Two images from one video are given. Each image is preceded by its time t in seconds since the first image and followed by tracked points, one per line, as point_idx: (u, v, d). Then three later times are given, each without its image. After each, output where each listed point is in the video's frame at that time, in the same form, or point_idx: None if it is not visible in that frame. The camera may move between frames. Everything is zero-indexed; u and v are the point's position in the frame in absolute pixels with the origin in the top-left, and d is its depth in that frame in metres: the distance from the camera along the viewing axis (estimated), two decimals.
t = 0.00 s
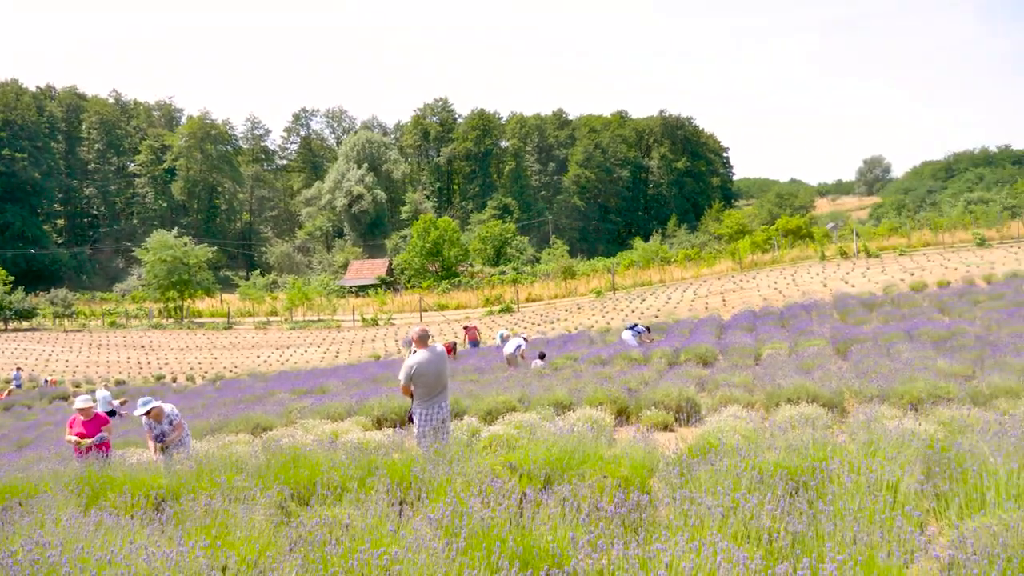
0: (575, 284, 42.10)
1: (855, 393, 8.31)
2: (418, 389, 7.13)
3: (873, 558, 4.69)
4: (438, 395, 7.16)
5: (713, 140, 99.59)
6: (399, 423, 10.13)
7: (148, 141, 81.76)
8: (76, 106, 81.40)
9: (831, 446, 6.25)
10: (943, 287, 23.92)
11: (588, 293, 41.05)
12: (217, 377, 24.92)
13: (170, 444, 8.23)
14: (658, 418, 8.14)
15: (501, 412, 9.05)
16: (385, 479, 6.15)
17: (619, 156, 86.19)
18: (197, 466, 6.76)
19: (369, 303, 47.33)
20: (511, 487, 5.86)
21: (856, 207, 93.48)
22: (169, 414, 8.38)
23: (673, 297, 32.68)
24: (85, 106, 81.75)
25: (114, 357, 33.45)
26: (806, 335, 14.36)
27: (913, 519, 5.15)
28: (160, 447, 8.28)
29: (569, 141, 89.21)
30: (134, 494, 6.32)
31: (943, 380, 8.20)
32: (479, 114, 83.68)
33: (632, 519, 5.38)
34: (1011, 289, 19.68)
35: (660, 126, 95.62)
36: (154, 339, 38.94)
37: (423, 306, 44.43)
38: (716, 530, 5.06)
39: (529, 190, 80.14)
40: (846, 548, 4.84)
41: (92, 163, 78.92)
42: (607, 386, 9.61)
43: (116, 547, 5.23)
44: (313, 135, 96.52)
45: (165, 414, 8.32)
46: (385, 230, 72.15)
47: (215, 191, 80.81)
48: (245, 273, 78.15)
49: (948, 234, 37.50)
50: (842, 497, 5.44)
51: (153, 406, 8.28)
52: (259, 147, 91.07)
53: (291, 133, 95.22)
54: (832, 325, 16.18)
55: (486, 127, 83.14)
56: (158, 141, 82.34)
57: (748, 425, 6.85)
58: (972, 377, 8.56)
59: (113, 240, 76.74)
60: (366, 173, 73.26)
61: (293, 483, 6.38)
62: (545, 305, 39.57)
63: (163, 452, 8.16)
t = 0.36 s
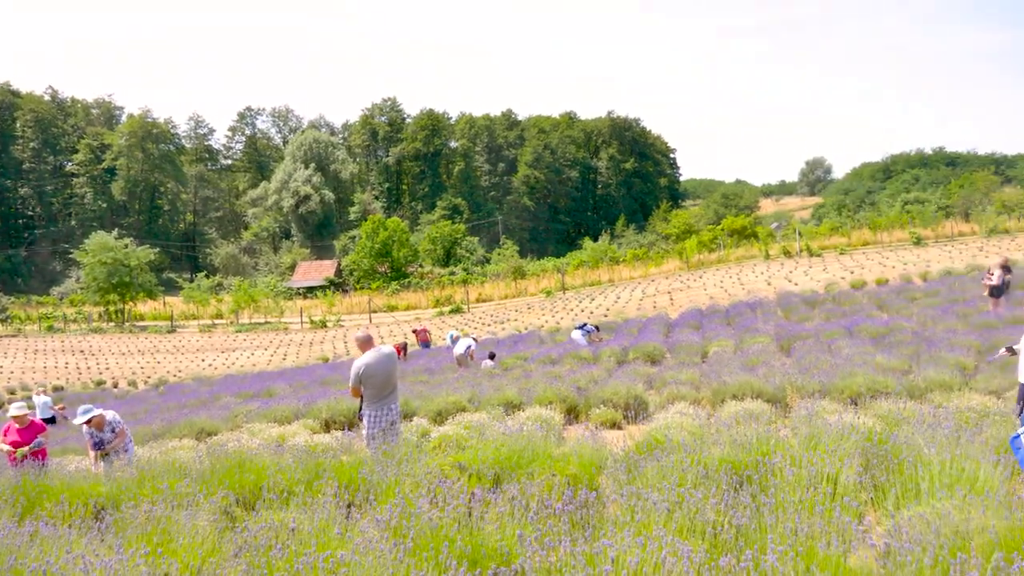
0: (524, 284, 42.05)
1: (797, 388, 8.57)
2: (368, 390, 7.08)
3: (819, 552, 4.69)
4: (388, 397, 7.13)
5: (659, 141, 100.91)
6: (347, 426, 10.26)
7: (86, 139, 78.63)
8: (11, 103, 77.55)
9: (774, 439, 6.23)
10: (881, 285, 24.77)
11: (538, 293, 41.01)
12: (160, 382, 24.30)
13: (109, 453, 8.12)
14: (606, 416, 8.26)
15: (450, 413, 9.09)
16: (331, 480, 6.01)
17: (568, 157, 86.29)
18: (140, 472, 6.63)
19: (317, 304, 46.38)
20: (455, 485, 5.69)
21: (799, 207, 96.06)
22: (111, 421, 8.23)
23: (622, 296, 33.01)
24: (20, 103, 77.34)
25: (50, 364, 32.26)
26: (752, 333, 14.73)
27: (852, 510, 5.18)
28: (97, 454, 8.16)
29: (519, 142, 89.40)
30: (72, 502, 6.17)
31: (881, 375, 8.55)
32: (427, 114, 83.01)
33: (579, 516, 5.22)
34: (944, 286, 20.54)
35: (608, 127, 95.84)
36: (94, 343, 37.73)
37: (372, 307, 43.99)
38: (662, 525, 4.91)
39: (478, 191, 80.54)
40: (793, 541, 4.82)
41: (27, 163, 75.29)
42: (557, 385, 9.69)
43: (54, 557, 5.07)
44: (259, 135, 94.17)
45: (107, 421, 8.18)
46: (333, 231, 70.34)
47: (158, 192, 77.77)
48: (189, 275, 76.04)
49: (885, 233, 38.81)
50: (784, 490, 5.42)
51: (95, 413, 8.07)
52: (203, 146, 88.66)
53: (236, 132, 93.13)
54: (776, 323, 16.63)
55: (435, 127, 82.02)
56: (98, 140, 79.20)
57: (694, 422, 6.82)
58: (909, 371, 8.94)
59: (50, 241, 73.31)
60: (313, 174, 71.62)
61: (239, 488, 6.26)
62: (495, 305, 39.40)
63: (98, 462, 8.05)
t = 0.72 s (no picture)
0: (473, 284, 41.79)
1: (740, 384, 8.75)
2: (314, 393, 7.00)
3: (761, 545, 4.74)
4: (335, 399, 7.06)
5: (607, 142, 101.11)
6: (293, 429, 10.36)
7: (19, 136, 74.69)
8: None
9: (716, 436, 6.29)
10: (823, 283, 25.50)
11: (487, 294, 40.82)
12: (98, 389, 23.48)
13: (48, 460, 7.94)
14: (554, 415, 8.35)
15: (399, 414, 9.08)
16: (272, 484, 5.87)
17: (516, 157, 84.44)
18: (77, 481, 6.40)
19: (263, 307, 45.18)
20: (399, 486, 5.59)
21: (743, 206, 97.83)
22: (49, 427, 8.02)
23: (571, 296, 33.21)
24: None
25: None
26: (697, 331, 15.04)
27: (790, 503, 5.27)
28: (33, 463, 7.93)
29: (468, 142, 87.41)
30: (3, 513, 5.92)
31: (820, 370, 8.83)
32: (376, 113, 80.66)
33: (524, 514, 5.15)
34: (881, 284, 21.28)
35: (557, 128, 94.21)
36: (26, 350, 35.98)
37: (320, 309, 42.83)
38: (606, 523, 4.90)
39: (427, 192, 79.84)
40: (734, 535, 4.86)
41: None
42: (506, 384, 9.76)
43: None
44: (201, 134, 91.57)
45: (45, 428, 7.97)
46: (280, 231, 69.63)
47: (97, 192, 73.72)
48: (129, 278, 72.38)
49: (826, 233, 39.83)
50: (726, 484, 5.48)
51: (32, 420, 7.84)
52: (144, 146, 84.61)
53: (178, 131, 90.49)
54: (720, 321, 17.03)
55: (382, 127, 80.15)
56: (30, 136, 74.51)
57: (640, 419, 6.88)
58: (848, 366, 9.21)
59: None
60: (258, 173, 69.81)
61: (179, 495, 6.09)
62: (445, 306, 38.97)
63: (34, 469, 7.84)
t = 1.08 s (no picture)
0: (420, 285, 41.25)
1: (682, 381, 9.00)
2: (256, 397, 6.95)
3: (698, 540, 4.80)
4: (276, 402, 7.04)
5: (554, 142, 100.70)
6: (235, 434, 10.48)
7: None
8: None
9: (656, 434, 6.41)
10: (763, 281, 26.23)
11: (434, 295, 40.42)
12: (30, 396, 22.60)
13: None
14: (499, 416, 8.50)
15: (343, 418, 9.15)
16: (210, 490, 5.74)
17: (462, 157, 82.87)
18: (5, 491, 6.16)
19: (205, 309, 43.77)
20: (343, 490, 5.52)
21: (689, 206, 98.82)
22: None
23: (517, 296, 33.26)
24: None
25: None
26: (641, 329, 15.35)
27: (727, 498, 5.38)
28: None
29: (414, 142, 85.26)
30: None
31: (759, 367, 9.13)
32: (319, 112, 75.25)
33: (466, 515, 5.13)
34: (817, 283, 21.99)
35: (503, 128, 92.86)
36: None
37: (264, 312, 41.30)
38: (546, 521, 4.91)
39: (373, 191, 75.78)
40: (674, 532, 4.91)
41: None
42: (451, 386, 9.87)
43: None
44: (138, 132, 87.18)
45: None
46: (223, 233, 66.62)
47: (29, 192, 69.93)
48: (63, 282, 68.08)
49: (767, 232, 40.77)
50: (665, 481, 5.57)
51: None
52: (78, 144, 81.00)
53: (113, 129, 86.05)
54: (664, 320, 17.41)
55: (328, 127, 74.95)
56: None
57: (583, 418, 6.96)
58: (785, 363, 9.52)
59: None
60: (200, 172, 66.85)
61: (114, 503, 5.93)
62: (392, 307, 38.47)
63: None
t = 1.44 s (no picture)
0: (369, 286, 40.79)
1: (628, 380, 9.19)
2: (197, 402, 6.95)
3: (639, 538, 4.82)
4: (217, 406, 7.03)
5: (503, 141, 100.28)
6: (178, 440, 10.58)
7: None
8: None
9: (601, 432, 6.49)
10: (710, 280, 26.80)
11: (383, 296, 40.04)
12: None
13: None
14: (446, 417, 8.64)
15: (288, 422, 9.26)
16: (149, 498, 5.59)
17: (411, 158, 82.26)
18: None
19: (148, 313, 42.41)
20: (284, 494, 5.44)
21: (638, 206, 99.98)
22: None
23: (468, 296, 33.23)
24: None
25: None
26: (590, 329, 15.52)
27: (668, 495, 5.47)
28: None
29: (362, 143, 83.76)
30: None
31: (702, 364, 9.35)
32: (265, 111, 71.95)
33: (408, 516, 5.10)
34: (761, 281, 22.59)
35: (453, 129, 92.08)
36: None
37: (208, 315, 40.29)
38: (490, 522, 4.90)
39: (321, 191, 73.85)
40: (616, 528, 4.93)
41: None
42: (399, 388, 9.93)
43: None
44: (76, 130, 83.37)
45: None
46: (165, 234, 65.50)
47: None
48: None
49: (713, 232, 41.56)
50: (608, 478, 5.63)
51: None
52: (12, 144, 71.77)
53: (49, 128, 81.28)
54: (612, 319, 17.67)
55: (274, 126, 71.50)
56: None
57: (530, 418, 7.01)
58: (728, 359, 9.77)
59: None
60: (141, 172, 64.26)
61: (47, 514, 5.75)
62: (339, 309, 38.00)
63: None
